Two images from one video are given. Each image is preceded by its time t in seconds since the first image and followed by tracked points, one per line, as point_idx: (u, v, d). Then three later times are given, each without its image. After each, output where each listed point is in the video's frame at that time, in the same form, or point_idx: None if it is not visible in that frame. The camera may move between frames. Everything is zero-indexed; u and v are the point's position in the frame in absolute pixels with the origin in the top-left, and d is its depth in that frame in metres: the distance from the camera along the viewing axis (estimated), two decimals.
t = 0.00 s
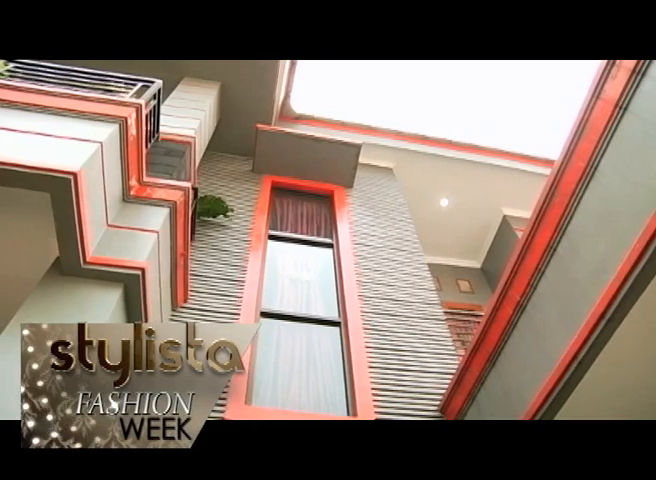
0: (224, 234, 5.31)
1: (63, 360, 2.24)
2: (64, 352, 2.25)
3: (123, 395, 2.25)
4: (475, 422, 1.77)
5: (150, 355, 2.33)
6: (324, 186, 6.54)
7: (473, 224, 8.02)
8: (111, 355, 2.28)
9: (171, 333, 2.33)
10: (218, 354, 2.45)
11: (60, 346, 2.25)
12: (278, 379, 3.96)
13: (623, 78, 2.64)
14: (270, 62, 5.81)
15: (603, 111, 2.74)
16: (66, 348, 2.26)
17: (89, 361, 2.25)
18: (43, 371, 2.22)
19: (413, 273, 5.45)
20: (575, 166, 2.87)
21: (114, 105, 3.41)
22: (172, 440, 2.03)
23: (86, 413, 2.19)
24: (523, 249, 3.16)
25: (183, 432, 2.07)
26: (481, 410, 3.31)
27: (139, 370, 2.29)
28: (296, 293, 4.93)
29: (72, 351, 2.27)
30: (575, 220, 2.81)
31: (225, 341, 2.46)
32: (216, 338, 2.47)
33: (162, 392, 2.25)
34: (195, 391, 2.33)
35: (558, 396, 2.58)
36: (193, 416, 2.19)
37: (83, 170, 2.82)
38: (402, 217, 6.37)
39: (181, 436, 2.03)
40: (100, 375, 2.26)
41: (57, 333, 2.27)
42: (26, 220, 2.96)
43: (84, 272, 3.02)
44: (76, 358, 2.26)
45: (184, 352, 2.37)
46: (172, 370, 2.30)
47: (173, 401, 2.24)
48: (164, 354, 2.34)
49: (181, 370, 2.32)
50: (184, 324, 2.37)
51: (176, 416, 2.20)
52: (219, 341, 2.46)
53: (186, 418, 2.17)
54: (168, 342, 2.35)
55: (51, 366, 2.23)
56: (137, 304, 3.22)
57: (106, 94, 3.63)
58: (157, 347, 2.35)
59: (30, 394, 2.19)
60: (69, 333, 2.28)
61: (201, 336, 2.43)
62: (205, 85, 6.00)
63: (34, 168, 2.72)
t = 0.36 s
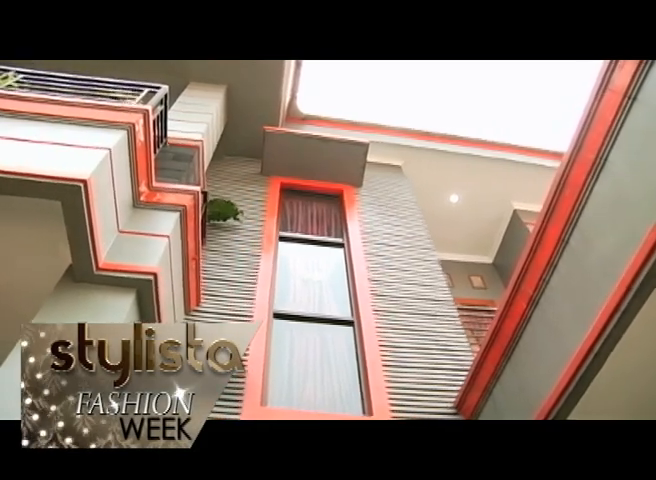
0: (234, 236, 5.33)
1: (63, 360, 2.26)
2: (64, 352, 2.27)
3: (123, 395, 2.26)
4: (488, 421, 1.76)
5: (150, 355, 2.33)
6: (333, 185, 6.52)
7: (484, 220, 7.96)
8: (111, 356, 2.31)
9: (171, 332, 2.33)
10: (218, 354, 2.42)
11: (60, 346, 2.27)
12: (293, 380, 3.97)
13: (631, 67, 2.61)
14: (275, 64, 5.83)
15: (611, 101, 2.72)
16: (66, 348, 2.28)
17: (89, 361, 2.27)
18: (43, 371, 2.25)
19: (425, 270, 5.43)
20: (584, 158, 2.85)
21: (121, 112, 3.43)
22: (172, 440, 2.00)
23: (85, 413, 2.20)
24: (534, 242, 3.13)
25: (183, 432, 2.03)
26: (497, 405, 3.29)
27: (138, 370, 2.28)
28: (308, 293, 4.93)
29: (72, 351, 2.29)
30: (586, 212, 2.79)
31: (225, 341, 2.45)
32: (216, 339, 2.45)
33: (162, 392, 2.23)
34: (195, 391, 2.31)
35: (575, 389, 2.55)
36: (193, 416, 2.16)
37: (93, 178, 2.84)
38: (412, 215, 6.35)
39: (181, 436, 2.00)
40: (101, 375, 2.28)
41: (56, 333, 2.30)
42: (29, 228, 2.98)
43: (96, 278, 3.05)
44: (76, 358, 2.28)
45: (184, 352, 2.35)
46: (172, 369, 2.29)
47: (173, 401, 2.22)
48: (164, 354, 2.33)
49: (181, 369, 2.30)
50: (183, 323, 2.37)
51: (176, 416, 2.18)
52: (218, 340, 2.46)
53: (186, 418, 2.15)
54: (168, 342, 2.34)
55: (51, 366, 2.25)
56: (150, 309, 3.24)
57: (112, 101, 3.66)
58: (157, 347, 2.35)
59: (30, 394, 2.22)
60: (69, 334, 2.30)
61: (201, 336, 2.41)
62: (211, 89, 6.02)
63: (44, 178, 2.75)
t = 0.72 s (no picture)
0: (245, 238, 5.34)
1: (63, 360, 2.27)
2: (64, 352, 2.28)
3: (123, 395, 2.26)
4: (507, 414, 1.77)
5: (150, 356, 2.36)
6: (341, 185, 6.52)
7: (494, 215, 7.92)
8: (110, 356, 2.32)
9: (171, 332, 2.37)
10: (218, 354, 2.47)
11: (60, 346, 2.28)
12: (308, 380, 3.97)
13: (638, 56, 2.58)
14: (280, 65, 5.84)
15: (618, 91, 2.69)
16: (66, 348, 2.29)
17: (89, 361, 2.28)
18: (42, 372, 2.26)
19: (436, 267, 5.40)
20: (593, 149, 2.82)
21: (128, 119, 3.45)
22: (172, 440, 2.08)
23: (85, 413, 2.21)
24: (545, 236, 3.11)
25: (182, 432, 2.10)
26: (513, 400, 3.28)
27: (139, 370, 2.30)
28: (320, 294, 4.92)
29: (72, 351, 2.30)
30: (596, 204, 2.76)
31: (225, 341, 2.50)
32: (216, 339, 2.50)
33: (162, 392, 2.24)
34: (195, 391, 2.33)
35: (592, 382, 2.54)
36: (193, 416, 2.20)
37: (102, 185, 2.87)
38: (422, 212, 6.33)
39: (181, 436, 2.08)
40: (101, 375, 2.28)
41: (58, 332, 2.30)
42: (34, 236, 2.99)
43: (109, 284, 3.06)
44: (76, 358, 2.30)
45: (184, 352, 2.37)
46: (172, 369, 2.29)
47: (173, 401, 2.24)
48: (165, 354, 2.34)
49: (181, 369, 2.31)
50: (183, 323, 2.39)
51: (176, 416, 2.21)
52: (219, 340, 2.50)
53: (186, 418, 2.18)
54: (168, 342, 2.36)
55: (50, 366, 2.26)
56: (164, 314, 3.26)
57: (119, 108, 3.68)
58: (157, 347, 2.38)
59: (30, 393, 2.24)
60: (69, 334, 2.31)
61: (201, 336, 2.45)
62: (216, 93, 6.04)
63: (55, 186, 2.77)
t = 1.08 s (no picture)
0: (255, 240, 5.35)
1: (63, 360, 2.32)
2: (64, 352, 2.32)
3: (123, 396, 2.27)
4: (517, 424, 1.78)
5: (150, 356, 2.38)
6: (350, 184, 6.51)
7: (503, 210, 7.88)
8: (110, 356, 2.33)
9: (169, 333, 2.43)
10: (217, 354, 2.51)
11: (60, 346, 2.33)
12: (321, 380, 3.97)
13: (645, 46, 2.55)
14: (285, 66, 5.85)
15: (626, 82, 2.66)
16: (66, 348, 2.33)
17: (89, 361, 2.31)
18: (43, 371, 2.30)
19: (447, 264, 5.38)
20: (602, 141, 2.79)
21: (135, 124, 3.47)
22: (172, 440, 2.16)
23: (85, 413, 2.24)
24: (555, 230, 3.08)
25: (183, 432, 2.18)
26: (528, 397, 3.27)
27: (139, 371, 2.31)
28: (331, 293, 4.92)
29: (72, 351, 2.34)
30: (607, 197, 2.74)
31: (224, 341, 2.55)
32: (214, 341, 2.53)
33: (162, 392, 2.26)
34: (195, 391, 2.34)
35: (606, 377, 2.54)
36: (193, 416, 2.24)
37: (112, 191, 2.88)
38: (431, 209, 6.30)
39: (181, 436, 2.16)
40: (101, 375, 2.29)
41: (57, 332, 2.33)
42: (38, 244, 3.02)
43: (122, 289, 3.08)
44: (76, 358, 2.34)
45: (184, 352, 2.38)
46: (172, 369, 2.30)
47: (173, 401, 2.26)
48: (165, 354, 2.35)
49: (181, 369, 2.32)
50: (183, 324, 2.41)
51: (176, 416, 2.25)
52: (219, 340, 2.58)
53: (186, 418, 2.23)
54: (168, 343, 2.38)
55: (51, 366, 2.31)
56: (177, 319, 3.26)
57: (126, 113, 3.69)
58: (157, 347, 2.40)
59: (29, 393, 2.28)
60: (70, 334, 2.35)
61: (201, 336, 2.46)
62: (223, 96, 6.06)
63: (65, 194, 2.79)
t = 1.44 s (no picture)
0: (264, 242, 5.36)
1: (63, 360, 2.42)
2: (64, 352, 2.42)
3: (123, 395, 2.36)
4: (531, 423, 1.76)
5: (150, 356, 2.49)
6: (357, 183, 6.50)
7: (512, 206, 7.84)
8: (111, 356, 2.46)
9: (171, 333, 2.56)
10: (217, 354, 2.62)
11: (61, 347, 2.43)
12: (333, 380, 3.97)
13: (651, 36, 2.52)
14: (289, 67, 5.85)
15: (632, 73, 2.63)
16: (66, 349, 2.43)
17: (89, 362, 2.42)
18: (44, 371, 2.40)
19: (457, 261, 5.36)
20: (609, 133, 2.77)
21: (140, 130, 3.48)
22: (172, 440, 2.18)
23: (85, 412, 2.32)
24: (565, 224, 3.06)
25: (183, 432, 2.21)
26: (542, 392, 3.25)
27: (139, 371, 2.42)
28: (342, 293, 4.92)
29: (72, 351, 2.44)
30: (616, 189, 2.71)
31: (224, 342, 2.68)
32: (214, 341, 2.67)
33: (162, 393, 2.35)
34: (195, 391, 2.44)
35: (620, 370, 2.52)
36: (193, 415, 2.30)
37: (120, 197, 2.90)
38: (440, 207, 6.28)
39: (181, 436, 2.19)
40: (101, 375, 2.41)
41: (59, 333, 2.44)
42: (45, 251, 3.05)
43: (133, 294, 3.09)
44: (76, 358, 2.44)
45: (183, 352, 2.51)
46: (172, 369, 2.42)
47: (173, 401, 2.33)
48: (165, 354, 2.48)
49: (181, 369, 2.44)
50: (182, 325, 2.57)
51: (176, 416, 2.30)
52: (219, 341, 2.72)
53: (186, 418, 2.28)
54: (168, 343, 2.52)
55: (51, 366, 2.40)
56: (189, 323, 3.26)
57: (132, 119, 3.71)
58: (157, 347, 2.53)
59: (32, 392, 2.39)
60: (70, 335, 2.46)
61: (200, 337, 2.59)
62: (228, 98, 6.06)
63: (74, 200, 2.80)
